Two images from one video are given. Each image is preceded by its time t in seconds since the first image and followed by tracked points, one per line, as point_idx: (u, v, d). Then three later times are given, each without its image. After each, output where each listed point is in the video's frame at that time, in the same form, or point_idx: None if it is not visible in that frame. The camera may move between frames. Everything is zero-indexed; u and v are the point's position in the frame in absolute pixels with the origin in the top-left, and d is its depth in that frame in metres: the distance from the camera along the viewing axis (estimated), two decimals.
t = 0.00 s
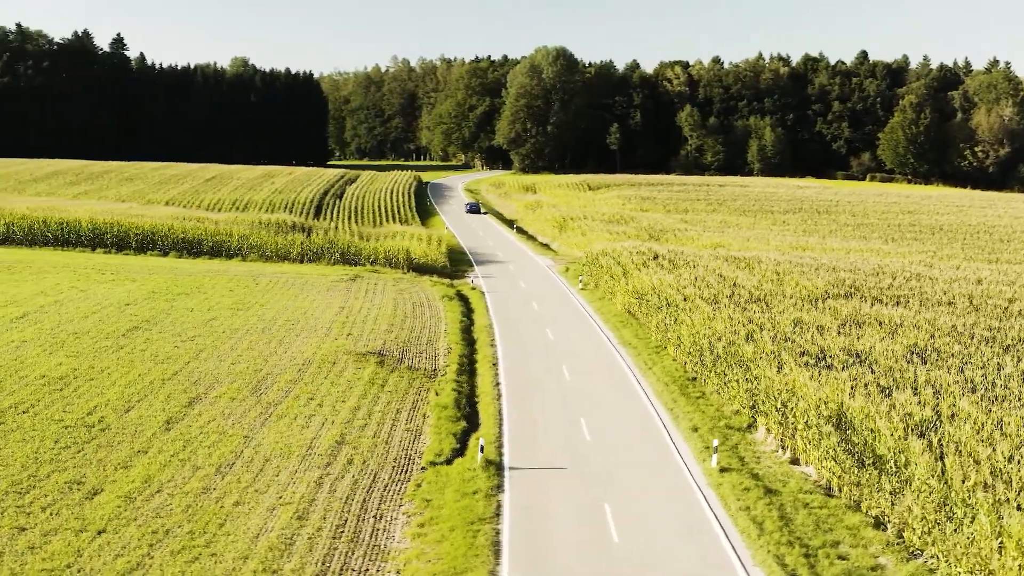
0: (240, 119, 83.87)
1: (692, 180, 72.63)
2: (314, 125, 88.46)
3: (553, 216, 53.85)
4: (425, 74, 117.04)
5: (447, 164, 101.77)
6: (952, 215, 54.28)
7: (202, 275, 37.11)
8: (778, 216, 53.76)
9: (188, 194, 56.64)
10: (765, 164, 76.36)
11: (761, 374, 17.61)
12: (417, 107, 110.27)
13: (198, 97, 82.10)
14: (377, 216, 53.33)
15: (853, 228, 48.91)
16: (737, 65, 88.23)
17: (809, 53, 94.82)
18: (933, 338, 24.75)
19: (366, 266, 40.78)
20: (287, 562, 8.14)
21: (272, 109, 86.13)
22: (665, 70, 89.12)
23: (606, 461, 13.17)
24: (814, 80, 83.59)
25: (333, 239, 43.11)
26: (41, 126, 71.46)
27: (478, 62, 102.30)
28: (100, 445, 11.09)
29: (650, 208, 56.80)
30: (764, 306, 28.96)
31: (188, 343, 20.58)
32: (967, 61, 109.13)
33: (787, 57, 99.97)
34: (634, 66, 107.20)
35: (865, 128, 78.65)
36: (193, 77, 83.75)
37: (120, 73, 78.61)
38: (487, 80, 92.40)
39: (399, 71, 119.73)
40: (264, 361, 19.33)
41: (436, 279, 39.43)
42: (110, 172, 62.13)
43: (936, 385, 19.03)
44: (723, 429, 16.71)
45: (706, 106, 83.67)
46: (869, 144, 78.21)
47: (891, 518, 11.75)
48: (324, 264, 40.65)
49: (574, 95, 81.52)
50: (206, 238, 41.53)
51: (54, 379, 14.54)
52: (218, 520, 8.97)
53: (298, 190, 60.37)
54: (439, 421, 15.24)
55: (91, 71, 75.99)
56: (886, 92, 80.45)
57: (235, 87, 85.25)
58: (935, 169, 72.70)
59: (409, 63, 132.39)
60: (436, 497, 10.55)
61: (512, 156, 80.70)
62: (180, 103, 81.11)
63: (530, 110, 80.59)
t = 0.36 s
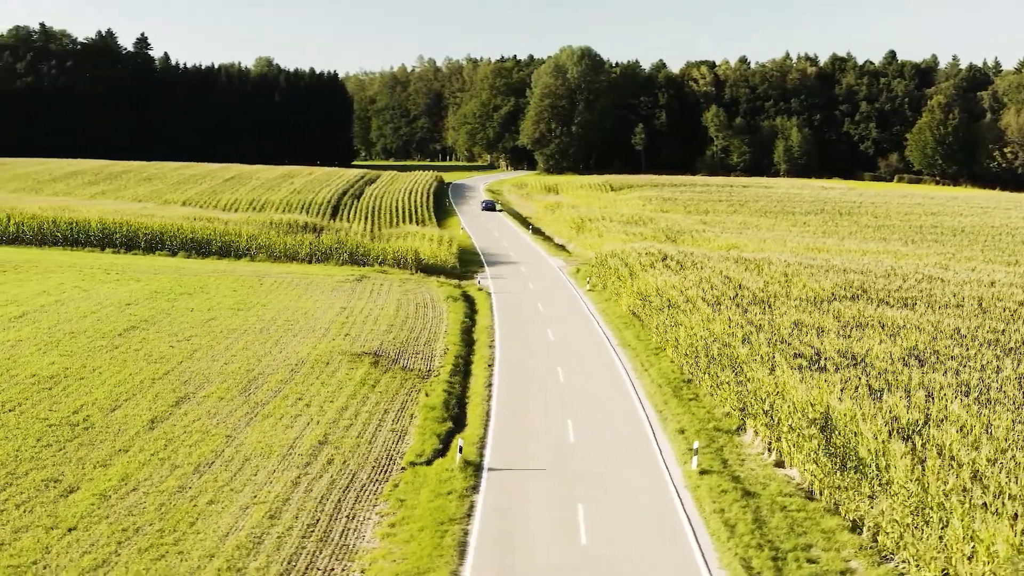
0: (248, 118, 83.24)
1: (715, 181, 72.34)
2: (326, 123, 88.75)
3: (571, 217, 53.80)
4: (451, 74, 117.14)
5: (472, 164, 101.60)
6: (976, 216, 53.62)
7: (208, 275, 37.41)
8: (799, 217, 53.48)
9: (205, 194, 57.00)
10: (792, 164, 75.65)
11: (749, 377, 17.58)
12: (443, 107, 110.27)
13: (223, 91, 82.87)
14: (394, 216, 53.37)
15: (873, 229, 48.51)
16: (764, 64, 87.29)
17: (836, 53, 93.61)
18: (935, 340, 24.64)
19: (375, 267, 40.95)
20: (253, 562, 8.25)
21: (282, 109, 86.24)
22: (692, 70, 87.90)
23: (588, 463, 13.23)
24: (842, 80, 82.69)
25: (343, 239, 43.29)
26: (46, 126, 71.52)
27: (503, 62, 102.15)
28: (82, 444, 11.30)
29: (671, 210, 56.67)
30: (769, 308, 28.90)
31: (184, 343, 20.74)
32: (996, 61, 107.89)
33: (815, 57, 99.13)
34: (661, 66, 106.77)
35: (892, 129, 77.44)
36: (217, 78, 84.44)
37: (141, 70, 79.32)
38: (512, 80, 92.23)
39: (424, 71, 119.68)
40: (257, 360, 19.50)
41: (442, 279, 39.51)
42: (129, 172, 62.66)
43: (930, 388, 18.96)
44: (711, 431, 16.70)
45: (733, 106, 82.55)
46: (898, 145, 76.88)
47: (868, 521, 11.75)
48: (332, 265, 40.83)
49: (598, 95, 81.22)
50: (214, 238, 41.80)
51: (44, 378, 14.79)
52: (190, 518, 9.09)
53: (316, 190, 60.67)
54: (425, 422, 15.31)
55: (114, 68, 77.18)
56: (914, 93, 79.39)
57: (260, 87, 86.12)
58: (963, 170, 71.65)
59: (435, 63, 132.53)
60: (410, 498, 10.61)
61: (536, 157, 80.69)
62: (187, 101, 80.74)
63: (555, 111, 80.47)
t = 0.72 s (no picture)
0: (246, 119, 82.37)
1: (737, 181, 72.16)
2: (329, 123, 88.48)
3: (588, 217, 53.81)
4: (477, 74, 117.27)
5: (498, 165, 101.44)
6: (998, 218, 52.91)
7: (213, 275, 37.75)
8: (819, 219, 53.17)
9: (221, 194, 57.44)
10: (819, 166, 75.50)
11: (735, 381, 17.51)
12: (470, 105, 110.15)
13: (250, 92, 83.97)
14: (411, 215, 53.66)
15: (892, 231, 48.10)
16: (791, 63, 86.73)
17: (864, 53, 92.47)
18: (935, 343, 24.52)
19: (383, 267, 41.15)
20: (217, 560, 8.38)
21: (282, 109, 85.79)
22: (717, 70, 87.37)
23: (565, 463, 13.33)
24: (870, 80, 82.39)
25: (351, 240, 43.47)
26: (42, 127, 70.59)
27: (528, 62, 102.25)
28: (63, 441, 11.51)
29: (690, 211, 56.54)
30: (771, 309, 28.84)
31: (179, 342, 20.96)
32: None
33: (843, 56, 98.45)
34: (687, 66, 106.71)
35: (920, 130, 76.86)
36: (240, 77, 85.33)
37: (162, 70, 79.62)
38: (536, 80, 92.29)
39: (451, 71, 119.65)
40: (249, 360, 19.69)
41: (447, 279, 39.62)
42: (148, 172, 63.24)
43: (923, 391, 18.87)
44: (697, 433, 16.70)
45: (759, 107, 82.17)
46: (926, 146, 76.34)
47: (843, 526, 11.75)
48: (339, 266, 41.04)
49: (622, 96, 80.56)
50: (222, 238, 42.08)
51: (33, 377, 15.09)
52: (160, 517, 9.23)
53: (334, 190, 61.06)
54: (410, 422, 15.43)
55: (136, 68, 76.77)
56: (943, 92, 78.46)
57: (284, 87, 87.33)
58: (992, 171, 70.21)
59: (462, 63, 133.02)
60: (383, 497, 10.70)
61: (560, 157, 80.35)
62: (178, 101, 78.89)
63: (579, 111, 79.74)
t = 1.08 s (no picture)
0: (246, 119, 82.25)
1: (759, 181, 71.93)
2: (328, 125, 88.14)
3: (604, 217, 53.78)
4: (503, 75, 117.54)
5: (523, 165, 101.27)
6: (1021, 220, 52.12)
7: (217, 275, 38.05)
8: (840, 220, 52.83)
9: (238, 194, 57.86)
10: (845, 167, 74.55)
11: (722, 384, 17.46)
12: (495, 106, 110.55)
13: (272, 92, 85.98)
14: (426, 216, 53.93)
15: (911, 233, 47.68)
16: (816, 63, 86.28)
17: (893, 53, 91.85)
18: (934, 345, 24.40)
19: (390, 267, 41.29)
20: (181, 557, 8.53)
21: (284, 109, 85.61)
22: (743, 70, 87.04)
23: (543, 465, 13.42)
24: (897, 80, 80.73)
25: (359, 240, 43.60)
26: (40, 126, 70.92)
27: (553, 62, 102.27)
28: (42, 441, 11.73)
29: (709, 212, 56.41)
30: (771, 311, 28.80)
31: (173, 342, 21.10)
32: None
33: (871, 57, 97.62)
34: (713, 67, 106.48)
35: (948, 130, 75.35)
36: (264, 75, 87.23)
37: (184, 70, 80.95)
38: (561, 80, 92.33)
39: (476, 72, 120.09)
40: (240, 360, 19.85)
41: (452, 280, 39.73)
42: (166, 172, 63.75)
43: (914, 394, 18.82)
44: (681, 434, 16.71)
45: (784, 107, 81.57)
46: (954, 146, 74.84)
47: (815, 530, 11.76)
48: (346, 266, 41.20)
49: (646, 96, 80.99)
50: (229, 238, 42.31)
51: (21, 377, 15.33)
52: (131, 514, 9.38)
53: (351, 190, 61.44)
54: (394, 423, 15.52)
55: (162, 68, 78.79)
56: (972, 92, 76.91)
57: (306, 87, 89.21)
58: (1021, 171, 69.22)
59: (487, 63, 133.27)
60: (356, 497, 10.80)
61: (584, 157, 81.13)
62: (177, 100, 78.50)
63: (603, 111, 80.44)
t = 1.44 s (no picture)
0: (258, 119, 82.54)
1: (780, 182, 71.82)
2: (341, 125, 88.20)
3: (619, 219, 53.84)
4: (526, 74, 117.56)
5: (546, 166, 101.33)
6: None
7: (219, 276, 38.28)
8: (858, 222, 52.63)
9: (252, 194, 58.20)
10: (868, 168, 74.09)
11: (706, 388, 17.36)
12: (518, 106, 110.45)
13: (294, 92, 86.52)
14: (440, 216, 54.16)
15: (927, 235, 47.39)
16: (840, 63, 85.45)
17: (918, 54, 91.44)
18: (929, 348, 24.32)
19: (395, 268, 41.37)
20: (142, 556, 8.67)
21: (297, 109, 85.91)
22: (766, 70, 86.36)
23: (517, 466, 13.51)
24: (923, 80, 80.16)
25: (363, 241, 43.75)
26: (48, 127, 71.29)
27: (575, 62, 102.22)
28: (21, 440, 11.93)
29: (726, 213, 56.34)
30: (768, 313, 28.78)
31: (163, 343, 21.22)
32: None
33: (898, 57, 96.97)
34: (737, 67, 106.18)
35: (973, 131, 74.97)
36: (286, 76, 87.57)
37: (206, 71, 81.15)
38: (583, 80, 92.29)
39: (499, 71, 120.24)
40: (229, 360, 20.01)
41: (455, 280, 39.80)
42: (182, 171, 64.12)
43: (901, 396, 18.79)
44: (661, 436, 16.70)
45: (808, 108, 81.06)
46: (979, 147, 74.33)
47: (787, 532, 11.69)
48: (350, 267, 41.36)
49: (668, 95, 80.92)
50: (233, 239, 42.49)
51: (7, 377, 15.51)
52: (98, 513, 9.56)
53: (366, 190, 61.78)
54: (374, 423, 15.63)
55: (184, 69, 78.73)
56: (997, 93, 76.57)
57: (329, 87, 89.18)
58: None
59: (512, 63, 133.37)
60: (325, 497, 10.92)
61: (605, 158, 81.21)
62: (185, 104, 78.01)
63: (625, 111, 80.47)
